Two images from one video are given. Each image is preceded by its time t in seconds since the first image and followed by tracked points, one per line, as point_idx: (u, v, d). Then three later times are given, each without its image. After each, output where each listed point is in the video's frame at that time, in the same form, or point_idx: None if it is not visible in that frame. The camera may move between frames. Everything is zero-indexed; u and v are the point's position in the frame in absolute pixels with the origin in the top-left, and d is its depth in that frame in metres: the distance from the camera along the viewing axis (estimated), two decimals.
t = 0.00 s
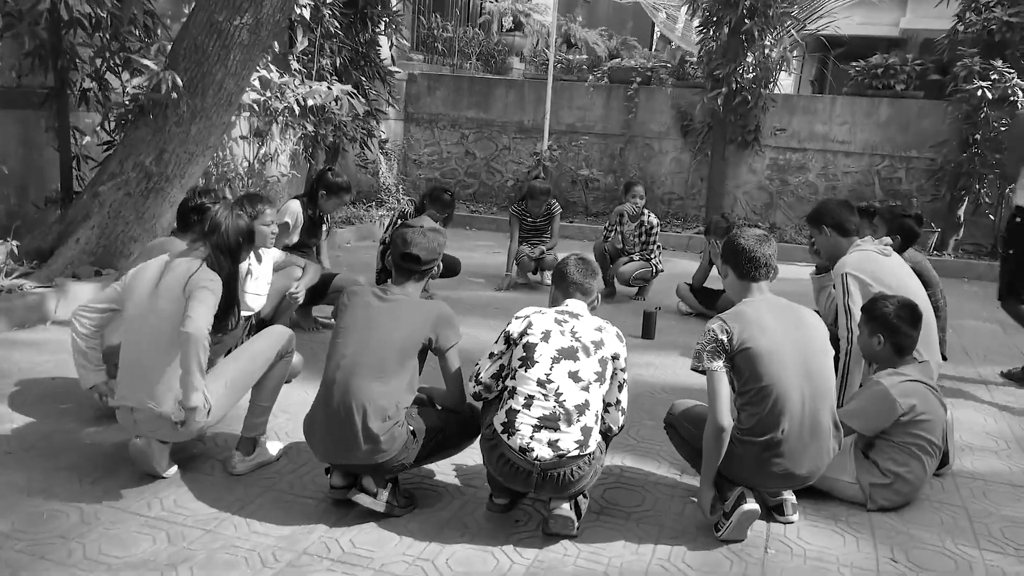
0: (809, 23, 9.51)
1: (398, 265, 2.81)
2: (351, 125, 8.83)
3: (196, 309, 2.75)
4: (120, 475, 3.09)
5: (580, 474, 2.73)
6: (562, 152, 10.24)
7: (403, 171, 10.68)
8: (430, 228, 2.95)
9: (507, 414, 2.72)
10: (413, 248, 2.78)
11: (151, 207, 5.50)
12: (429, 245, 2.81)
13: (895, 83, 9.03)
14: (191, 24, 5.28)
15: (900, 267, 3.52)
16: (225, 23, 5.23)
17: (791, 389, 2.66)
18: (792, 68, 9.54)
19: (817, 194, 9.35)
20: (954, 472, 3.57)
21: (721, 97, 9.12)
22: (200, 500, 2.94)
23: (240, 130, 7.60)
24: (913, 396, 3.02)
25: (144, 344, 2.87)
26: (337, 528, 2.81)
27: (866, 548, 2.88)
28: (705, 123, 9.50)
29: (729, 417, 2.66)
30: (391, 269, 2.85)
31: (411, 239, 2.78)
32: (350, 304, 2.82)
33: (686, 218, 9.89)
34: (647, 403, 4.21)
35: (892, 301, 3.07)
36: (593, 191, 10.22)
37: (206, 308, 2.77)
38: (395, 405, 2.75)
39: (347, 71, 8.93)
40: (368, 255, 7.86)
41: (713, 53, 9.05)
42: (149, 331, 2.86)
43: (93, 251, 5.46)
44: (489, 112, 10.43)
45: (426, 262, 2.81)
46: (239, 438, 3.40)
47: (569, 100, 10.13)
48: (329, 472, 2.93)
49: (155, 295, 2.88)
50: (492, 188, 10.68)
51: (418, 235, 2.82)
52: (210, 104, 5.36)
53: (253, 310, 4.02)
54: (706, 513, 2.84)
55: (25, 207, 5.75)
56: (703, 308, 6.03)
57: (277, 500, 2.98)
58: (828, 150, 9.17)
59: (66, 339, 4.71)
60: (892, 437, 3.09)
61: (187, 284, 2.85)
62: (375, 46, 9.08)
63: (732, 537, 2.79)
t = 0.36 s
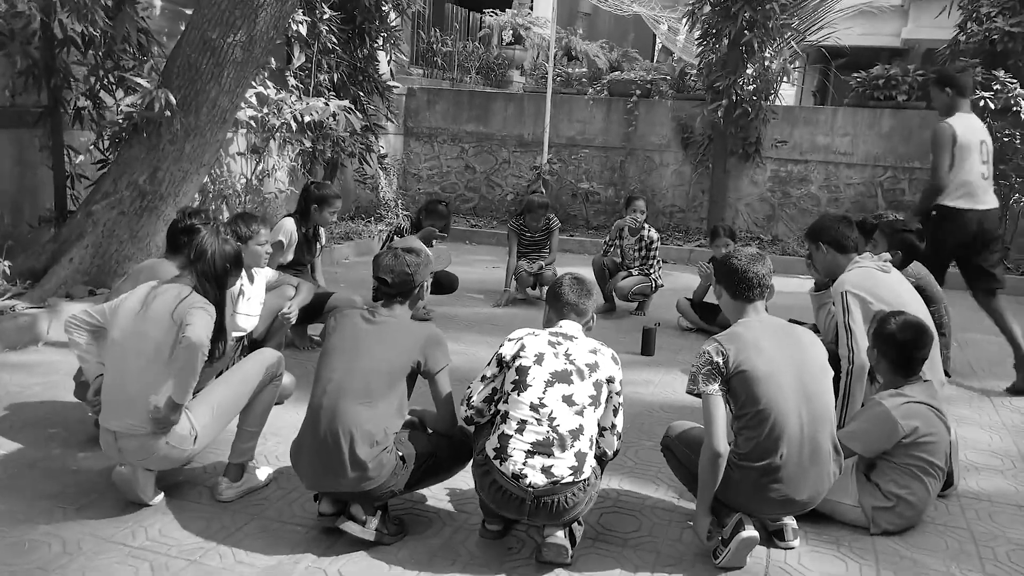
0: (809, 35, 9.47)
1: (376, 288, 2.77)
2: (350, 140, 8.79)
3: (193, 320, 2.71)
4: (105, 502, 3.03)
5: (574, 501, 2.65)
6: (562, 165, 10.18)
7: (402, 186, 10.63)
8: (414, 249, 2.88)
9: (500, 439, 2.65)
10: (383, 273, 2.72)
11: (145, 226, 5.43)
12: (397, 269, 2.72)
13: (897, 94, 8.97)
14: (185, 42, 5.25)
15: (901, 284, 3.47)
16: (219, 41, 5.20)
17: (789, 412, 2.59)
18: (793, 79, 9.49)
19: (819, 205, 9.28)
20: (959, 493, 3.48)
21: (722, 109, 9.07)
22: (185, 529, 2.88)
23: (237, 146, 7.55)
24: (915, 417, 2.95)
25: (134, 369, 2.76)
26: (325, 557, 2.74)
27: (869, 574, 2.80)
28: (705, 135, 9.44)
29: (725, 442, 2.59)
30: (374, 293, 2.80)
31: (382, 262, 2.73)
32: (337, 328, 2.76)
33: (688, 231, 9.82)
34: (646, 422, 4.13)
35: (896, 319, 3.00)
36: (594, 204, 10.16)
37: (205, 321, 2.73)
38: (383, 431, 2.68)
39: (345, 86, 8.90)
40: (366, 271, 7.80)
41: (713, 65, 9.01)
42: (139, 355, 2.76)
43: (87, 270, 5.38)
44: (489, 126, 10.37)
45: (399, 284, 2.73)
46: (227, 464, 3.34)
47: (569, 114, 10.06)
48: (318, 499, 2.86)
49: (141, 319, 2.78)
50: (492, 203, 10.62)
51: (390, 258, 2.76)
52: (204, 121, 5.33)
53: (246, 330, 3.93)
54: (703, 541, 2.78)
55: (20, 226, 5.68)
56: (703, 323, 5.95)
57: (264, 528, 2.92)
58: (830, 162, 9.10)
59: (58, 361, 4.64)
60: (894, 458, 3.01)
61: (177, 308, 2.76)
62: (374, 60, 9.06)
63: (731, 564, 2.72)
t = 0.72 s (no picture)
0: (813, 40, 9.45)
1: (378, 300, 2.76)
2: (354, 146, 8.79)
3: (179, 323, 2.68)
4: (105, 512, 3.02)
5: (576, 512, 2.63)
6: (566, 171, 10.16)
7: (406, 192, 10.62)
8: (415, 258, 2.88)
9: (501, 450, 2.63)
10: (384, 283, 2.72)
11: (148, 233, 5.43)
12: (397, 278, 2.72)
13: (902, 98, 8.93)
14: (188, 50, 5.26)
15: (905, 292, 3.43)
16: (221, 48, 5.21)
17: (792, 422, 2.56)
18: (798, 83, 9.45)
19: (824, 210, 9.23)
20: (966, 502, 3.44)
21: (726, 114, 9.04)
22: (186, 539, 2.86)
23: (241, 153, 7.55)
24: (925, 430, 2.91)
25: (130, 373, 2.73)
26: (326, 569, 2.73)
27: None
28: (710, 139, 9.41)
29: (729, 453, 2.57)
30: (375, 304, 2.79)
31: (382, 271, 2.74)
32: (337, 338, 2.74)
33: (692, 236, 9.78)
34: (650, 430, 4.11)
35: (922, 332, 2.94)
36: (598, 210, 10.14)
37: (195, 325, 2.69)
38: (382, 443, 2.66)
39: (349, 93, 8.90)
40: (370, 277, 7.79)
41: (717, 69, 8.99)
42: (134, 359, 2.73)
43: (91, 277, 5.37)
44: (493, 131, 10.36)
45: (400, 293, 2.73)
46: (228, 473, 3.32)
47: (573, 119, 10.05)
48: (318, 510, 2.84)
49: (145, 325, 2.76)
50: (496, 208, 10.61)
51: (390, 267, 2.76)
52: (208, 128, 5.33)
53: (247, 338, 3.91)
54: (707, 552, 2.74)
55: (23, 233, 5.68)
56: (708, 329, 5.92)
57: (264, 538, 2.90)
58: (836, 166, 9.06)
59: (61, 369, 4.64)
60: (903, 468, 2.97)
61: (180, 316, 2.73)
62: (377, 67, 9.05)
63: None
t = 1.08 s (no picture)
0: (821, 40, 9.40)
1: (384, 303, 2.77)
2: (361, 146, 8.78)
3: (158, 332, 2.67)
4: (112, 511, 3.02)
5: (581, 514, 2.62)
6: (573, 170, 10.14)
7: (413, 191, 10.62)
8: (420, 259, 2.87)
9: (507, 452, 2.62)
10: (389, 286, 2.72)
11: (156, 231, 5.45)
12: (401, 281, 2.72)
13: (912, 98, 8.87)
14: (196, 48, 5.27)
15: (911, 293, 3.41)
16: (229, 47, 5.21)
17: (799, 426, 2.55)
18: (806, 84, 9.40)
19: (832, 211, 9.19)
20: (973, 506, 3.43)
21: (734, 114, 9.01)
22: (191, 539, 2.87)
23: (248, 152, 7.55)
24: (929, 436, 2.90)
25: (127, 376, 2.75)
26: (331, 569, 2.73)
27: None
28: (717, 139, 9.37)
29: (735, 457, 2.56)
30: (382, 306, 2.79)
31: (386, 274, 2.73)
32: (341, 338, 2.74)
33: (699, 237, 9.75)
34: (656, 431, 4.10)
35: (901, 338, 2.92)
36: (605, 210, 10.12)
37: (177, 333, 2.68)
38: (386, 444, 2.66)
39: (356, 92, 8.89)
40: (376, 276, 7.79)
41: (725, 69, 8.97)
42: (131, 362, 2.74)
43: (98, 276, 5.39)
44: (500, 130, 10.35)
45: (404, 296, 2.74)
46: (234, 473, 3.33)
47: (580, 118, 10.03)
48: (323, 511, 2.85)
49: (148, 329, 2.77)
50: (503, 208, 10.60)
51: (394, 270, 2.76)
52: (215, 127, 5.34)
53: (253, 338, 3.92)
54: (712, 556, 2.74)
55: (31, 231, 5.69)
56: (714, 330, 5.90)
57: (270, 538, 2.90)
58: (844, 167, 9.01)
59: (69, 367, 4.65)
60: (907, 474, 2.97)
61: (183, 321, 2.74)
62: (385, 66, 9.04)
63: None
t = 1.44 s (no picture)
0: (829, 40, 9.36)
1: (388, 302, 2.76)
2: (367, 144, 8.77)
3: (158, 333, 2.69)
4: (115, 506, 3.03)
5: (583, 515, 2.62)
6: (579, 169, 10.13)
7: (419, 189, 10.62)
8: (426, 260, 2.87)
9: (509, 452, 2.62)
10: (395, 288, 2.71)
11: (162, 227, 5.46)
12: (408, 282, 2.71)
13: (919, 99, 8.84)
14: (202, 45, 5.27)
15: (918, 296, 3.38)
16: (236, 44, 5.22)
17: (803, 427, 2.54)
18: (813, 85, 9.37)
19: (838, 212, 9.16)
20: (976, 509, 3.41)
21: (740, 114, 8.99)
22: (194, 535, 2.87)
23: (254, 148, 7.56)
24: (903, 429, 2.92)
25: (126, 374, 2.74)
26: (333, 567, 2.73)
27: None
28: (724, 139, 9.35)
29: (739, 459, 2.55)
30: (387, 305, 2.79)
31: (393, 274, 2.72)
32: (345, 336, 2.75)
33: (705, 237, 9.72)
34: (659, 432, 4.10)
35: (853, 340, 3.00)
36: (610, 209, 10.10)
37: (176, 332, 2.70)
38: (390, 442, 2.66)
39: (363, 89, 8.89)
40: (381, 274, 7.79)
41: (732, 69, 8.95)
42: (130, 359, 2.73)
43: (103, 271, 5.39)
44: (507, 129, 10.33)
45: (411, 296, 2.73)
46: (237, 469, 3.34)
47: (586, 118, 10.03)
48: (326, 508, 2.85)
49: (150, 325, 2.75)
50: (508, 207, 10.59)
51: (400, 270, 2.75)
52: (221, 124, 5.34)
53: (258, 334, 3.93)
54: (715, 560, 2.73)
55: (38, 226, 5.70)
56: (719, 330, 5.90)
57: (272, 535, 2.91)
58: (850, 169, 8.98)
59: (74, 362, 4.67)
60: (891, 473, 2.96)
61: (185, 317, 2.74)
62: (391, 63, 9.04)
63: None
